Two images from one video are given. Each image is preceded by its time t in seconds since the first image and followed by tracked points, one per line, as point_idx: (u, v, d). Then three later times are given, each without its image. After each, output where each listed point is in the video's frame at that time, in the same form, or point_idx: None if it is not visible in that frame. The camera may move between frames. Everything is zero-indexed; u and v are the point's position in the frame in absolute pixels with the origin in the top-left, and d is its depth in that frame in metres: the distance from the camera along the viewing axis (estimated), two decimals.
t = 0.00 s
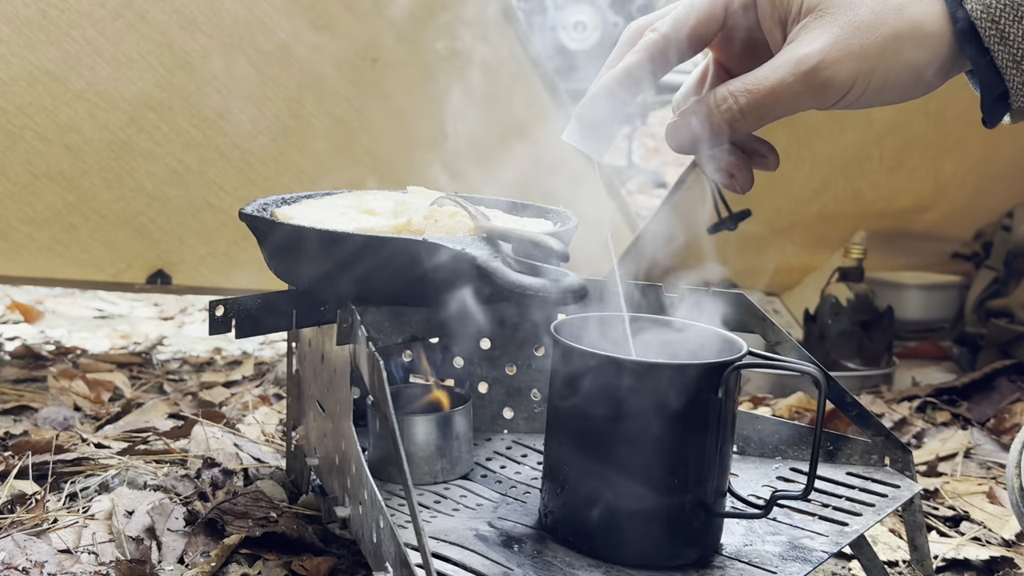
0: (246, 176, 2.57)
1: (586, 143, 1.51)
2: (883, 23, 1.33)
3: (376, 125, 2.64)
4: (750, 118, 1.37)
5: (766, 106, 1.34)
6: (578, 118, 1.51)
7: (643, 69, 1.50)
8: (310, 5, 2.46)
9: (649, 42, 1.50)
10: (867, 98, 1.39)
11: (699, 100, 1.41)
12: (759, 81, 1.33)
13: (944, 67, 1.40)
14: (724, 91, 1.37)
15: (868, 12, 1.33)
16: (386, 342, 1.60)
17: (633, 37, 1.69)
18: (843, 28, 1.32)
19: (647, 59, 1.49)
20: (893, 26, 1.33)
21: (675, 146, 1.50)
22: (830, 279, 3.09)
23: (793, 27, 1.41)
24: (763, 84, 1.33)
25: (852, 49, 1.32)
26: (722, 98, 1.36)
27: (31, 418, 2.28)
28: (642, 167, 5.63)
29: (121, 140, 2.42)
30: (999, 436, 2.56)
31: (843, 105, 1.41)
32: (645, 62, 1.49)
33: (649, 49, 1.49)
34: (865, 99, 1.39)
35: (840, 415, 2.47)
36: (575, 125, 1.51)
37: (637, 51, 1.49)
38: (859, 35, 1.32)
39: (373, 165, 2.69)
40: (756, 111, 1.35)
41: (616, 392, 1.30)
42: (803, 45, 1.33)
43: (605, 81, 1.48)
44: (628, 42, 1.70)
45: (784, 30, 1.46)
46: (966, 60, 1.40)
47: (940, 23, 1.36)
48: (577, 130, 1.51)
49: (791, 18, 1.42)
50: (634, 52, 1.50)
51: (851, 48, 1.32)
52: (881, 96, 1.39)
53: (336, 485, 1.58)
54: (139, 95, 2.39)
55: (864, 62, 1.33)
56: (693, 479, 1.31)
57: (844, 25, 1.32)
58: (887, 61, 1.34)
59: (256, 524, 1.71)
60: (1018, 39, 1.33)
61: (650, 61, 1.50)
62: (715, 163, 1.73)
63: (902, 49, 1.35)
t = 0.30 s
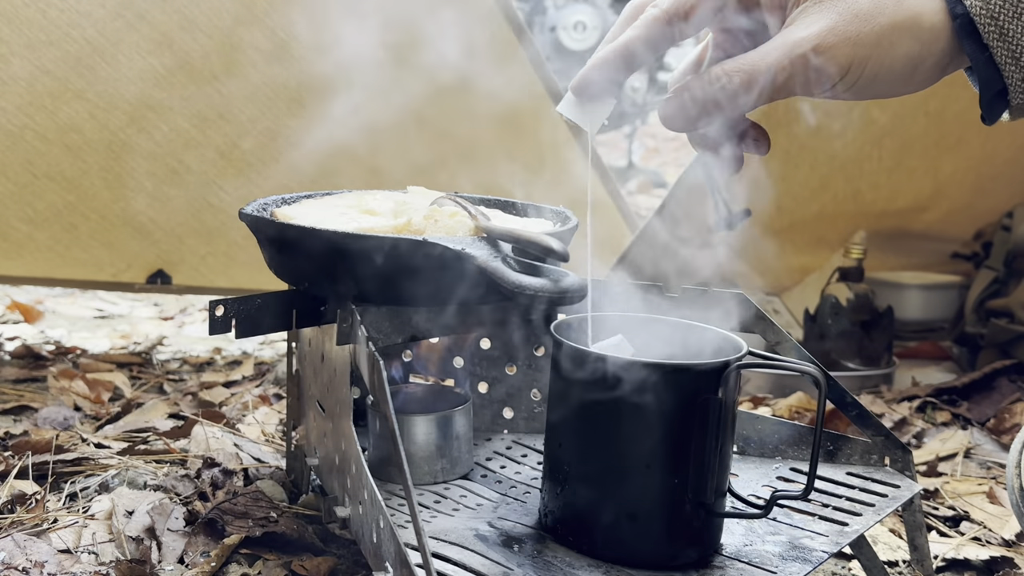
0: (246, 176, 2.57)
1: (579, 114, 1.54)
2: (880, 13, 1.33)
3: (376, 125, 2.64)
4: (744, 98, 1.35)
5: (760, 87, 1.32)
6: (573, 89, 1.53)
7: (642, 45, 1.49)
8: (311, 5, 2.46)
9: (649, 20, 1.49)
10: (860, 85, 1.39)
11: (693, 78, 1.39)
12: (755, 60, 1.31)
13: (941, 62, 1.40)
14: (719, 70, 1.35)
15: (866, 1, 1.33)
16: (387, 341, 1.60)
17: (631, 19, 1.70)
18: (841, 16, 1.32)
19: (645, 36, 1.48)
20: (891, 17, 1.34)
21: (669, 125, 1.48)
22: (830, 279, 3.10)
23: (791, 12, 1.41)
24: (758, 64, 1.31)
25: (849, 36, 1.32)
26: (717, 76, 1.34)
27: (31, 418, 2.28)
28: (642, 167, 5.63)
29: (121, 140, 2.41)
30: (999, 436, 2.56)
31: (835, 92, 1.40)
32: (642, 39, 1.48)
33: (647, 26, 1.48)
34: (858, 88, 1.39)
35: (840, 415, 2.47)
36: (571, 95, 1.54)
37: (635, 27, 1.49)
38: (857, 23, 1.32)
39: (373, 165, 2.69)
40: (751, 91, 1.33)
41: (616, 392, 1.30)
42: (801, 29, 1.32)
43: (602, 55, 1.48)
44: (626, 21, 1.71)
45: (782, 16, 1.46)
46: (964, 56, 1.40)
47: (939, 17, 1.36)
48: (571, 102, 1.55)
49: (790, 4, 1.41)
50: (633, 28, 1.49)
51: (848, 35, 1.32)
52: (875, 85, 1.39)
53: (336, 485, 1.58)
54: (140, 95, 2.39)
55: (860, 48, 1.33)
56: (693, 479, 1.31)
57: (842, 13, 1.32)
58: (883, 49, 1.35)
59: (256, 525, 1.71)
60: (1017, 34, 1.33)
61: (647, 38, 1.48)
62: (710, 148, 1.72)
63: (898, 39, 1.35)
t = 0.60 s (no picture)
0: (246, 176, 2.57)
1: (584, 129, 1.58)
2: (881, 19, 1.33)
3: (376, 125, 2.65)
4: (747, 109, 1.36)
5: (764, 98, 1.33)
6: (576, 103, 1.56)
7: (642, 58, 1.48)
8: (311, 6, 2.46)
9: (649, 34, 1.48)
10: (862, 92, 1.39)
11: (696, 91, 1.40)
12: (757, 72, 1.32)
13: (942, 65, 1.40)
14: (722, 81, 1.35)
15: (866, 7, 1.33)
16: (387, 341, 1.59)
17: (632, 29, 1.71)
18: (842, 22, 1.32)
19: (645, 50, 1.48)
20: (892, 23, 1.34)
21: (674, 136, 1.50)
22: (830, 279, 3.10)
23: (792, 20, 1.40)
24: (759, 77, 1.32)
25: (850, 43, 1.32)
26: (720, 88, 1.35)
27: (31, 418, 2.28)
28: (642, 167, 5.63)
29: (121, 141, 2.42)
30: (999, 436, 2.56)
31: (838, 98, 1.41)
32: (642, 53, 1.48)
33: (647, 41, 1.48)
34: (861, 93, 1.39)
35: (840, 416, 2.47)
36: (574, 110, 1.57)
37: (636, 41, 1.49)
38: (857, 30, 1.32)
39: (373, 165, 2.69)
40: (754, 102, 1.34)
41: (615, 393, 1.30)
42: (802, 38, 1.32)
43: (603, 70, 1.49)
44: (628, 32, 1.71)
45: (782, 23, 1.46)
46: (965, 58, 1.40)
47: (939, 21, 1.36)
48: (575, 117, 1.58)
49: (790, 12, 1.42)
50: (633, 43, 1.49)
51: (849, 42, 1.32)
52: (878, 91, 1.39)
53: (336, 485, 1.59)
54: (140, 95, 2.39)
55: (862, 56, 1.33)
56: (693, 480, 1.31)
57: (842, 20, 1.32)
58: (884, 55, 1.35)
59: (256, 524, 1.71)
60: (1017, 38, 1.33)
61: (648, 52, 1.48)
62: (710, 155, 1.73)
63: (899, 45, 1.35)
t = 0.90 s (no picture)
0: (247, 176, 2.57)
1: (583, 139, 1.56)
2: (879, 25, 1.33)
3: (376, 125, 2.65)
4: (747, 119, 1.36)
5: (763, 108, 1.34)
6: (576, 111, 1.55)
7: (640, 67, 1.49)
8: (312, 6, 2.46)
9: (648, 44, 1.49)
10: (863, 97, 1.39)
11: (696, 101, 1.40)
12: (756, 82, 1.32)
13: (942, 67, 1.40)
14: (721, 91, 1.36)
15: (864, 13, 1.33)
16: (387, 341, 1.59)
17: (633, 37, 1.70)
18: (840, 29, 1.32)
19: (645, 59, 1.49)
20: (890, 28, 1.34)
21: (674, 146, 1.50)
22: (830, 279, 3.10)
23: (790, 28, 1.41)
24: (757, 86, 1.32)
25: (848, 50, 1.32)
26: (719, 99, 1.36)
27: (31, 418, 2.28)
28: (642, 167, 5.63)
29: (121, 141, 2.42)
30: (999, 436, 2.56)
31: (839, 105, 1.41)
32: (642, 62, 1.48)
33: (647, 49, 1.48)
34: (861, 99, 1.39)
35: (840, 415, 2.46)
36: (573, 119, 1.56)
37: (635, 51, 1.49)
38: (856, 36, 1.32)
39: (373, 165, 2.69)
40: (754, 111, 1.34)
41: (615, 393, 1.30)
42: (800, 47, 1.33)
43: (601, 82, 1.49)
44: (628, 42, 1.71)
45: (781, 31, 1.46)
46: (964, 61, 1.40)
47: (938, 24, 1.35)
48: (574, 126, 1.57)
49: (788, 20, 1.42)
50: (632, 52, 1.49)
51: (847, 49, 1.32)
52: (879, 96, 1.39)
53: (336, 485, 1.58)
54: (140, 95, 2.39)
55: (861, 63, 1.33)
56: (693, 479, 1.31)
57: (840, 26, 1.33)
58: (884, 61, 1.35)
59: (256, 524, 1.71)
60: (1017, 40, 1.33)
61: (649, 60, 1.49)
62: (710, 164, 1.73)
63: (899, 50, 1.35)
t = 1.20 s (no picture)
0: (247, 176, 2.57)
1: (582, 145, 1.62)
2: (878, 28, 1.34)
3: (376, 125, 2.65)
4: (748, 126, 1.35)
5: (765, 114, 1.33)
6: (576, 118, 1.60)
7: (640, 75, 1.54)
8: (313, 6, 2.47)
9: (648, 50, 1.53)
10: (864, 101, 1.39)
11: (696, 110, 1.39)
12: (757, 88, 1.32)
13: (942, 69, 1.40)
14: (722, 98, 1.35)
15: (864, 16, 1.33)
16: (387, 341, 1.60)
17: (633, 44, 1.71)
18: (840, 33, 1.33)
19: (646, 66, 1.54)
20: (890, 31, 1.34)
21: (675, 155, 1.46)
22: (830, 279, 3.10)
23: (789, 32, 1.41)
24: (759, 92, 1.31)
25: (848, 53, 1.32)
26: (720, 106, 1.35)
27: (31, 418, 2.28)
28: (642, 167, 5.63)
29: (122, 141, 2.42)
30: (999, 436, 2.56)
31: (840, 109, 1.40)
32: (643, 69, 1.54)
33: (647, 55, 1.53)
34: (862, 102, 1.39)
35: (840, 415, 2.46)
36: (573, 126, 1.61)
37: (636, 57, 1.54)
38: (856, 40, 1.32)
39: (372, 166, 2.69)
40: (755, 117, 1.34)
41: (615, 392, 1.30)
42: (799, 52, 1.33)
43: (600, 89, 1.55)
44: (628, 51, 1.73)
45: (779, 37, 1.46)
46: (964, 62, 1.40)
47: (938, 26, 1.36)
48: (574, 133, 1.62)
49: (786, 25, 1.42)
50: (632, 60, 1.54)
51: (847, 53, 1.32)
52: (879, 99, 1.39)
53: (336, 485, 1.59)
54: (140, 95, 2.39)
55: (861, 66, 1.33)
56: (693, 479, 1.31)
57: (840, 30, 1.33)
58: (884, 64, 1.35)
59: (256, 524, 1.71)
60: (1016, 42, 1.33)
61: (649, 66, 1.54)
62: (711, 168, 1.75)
63: (899, 52, 1.35)
